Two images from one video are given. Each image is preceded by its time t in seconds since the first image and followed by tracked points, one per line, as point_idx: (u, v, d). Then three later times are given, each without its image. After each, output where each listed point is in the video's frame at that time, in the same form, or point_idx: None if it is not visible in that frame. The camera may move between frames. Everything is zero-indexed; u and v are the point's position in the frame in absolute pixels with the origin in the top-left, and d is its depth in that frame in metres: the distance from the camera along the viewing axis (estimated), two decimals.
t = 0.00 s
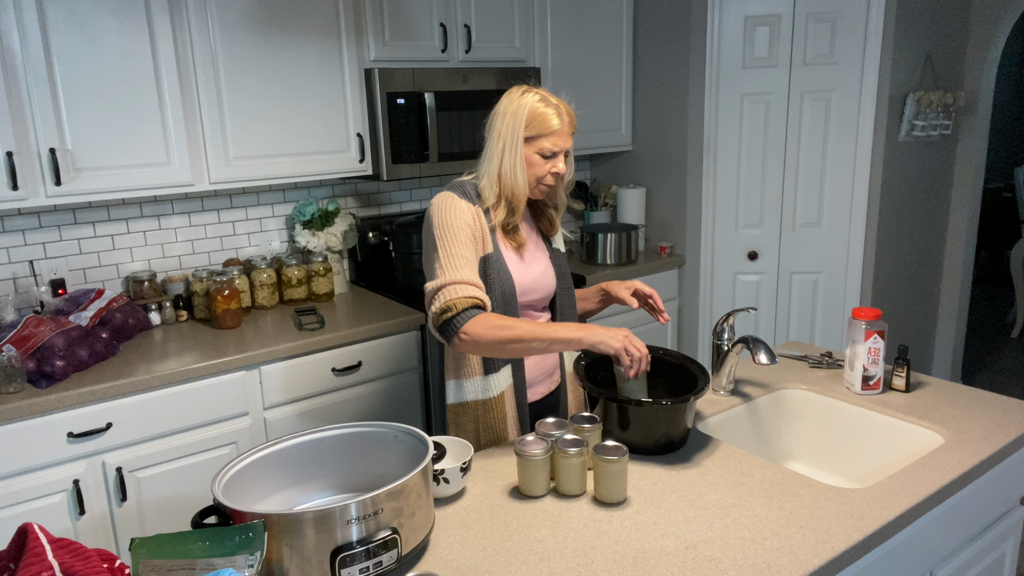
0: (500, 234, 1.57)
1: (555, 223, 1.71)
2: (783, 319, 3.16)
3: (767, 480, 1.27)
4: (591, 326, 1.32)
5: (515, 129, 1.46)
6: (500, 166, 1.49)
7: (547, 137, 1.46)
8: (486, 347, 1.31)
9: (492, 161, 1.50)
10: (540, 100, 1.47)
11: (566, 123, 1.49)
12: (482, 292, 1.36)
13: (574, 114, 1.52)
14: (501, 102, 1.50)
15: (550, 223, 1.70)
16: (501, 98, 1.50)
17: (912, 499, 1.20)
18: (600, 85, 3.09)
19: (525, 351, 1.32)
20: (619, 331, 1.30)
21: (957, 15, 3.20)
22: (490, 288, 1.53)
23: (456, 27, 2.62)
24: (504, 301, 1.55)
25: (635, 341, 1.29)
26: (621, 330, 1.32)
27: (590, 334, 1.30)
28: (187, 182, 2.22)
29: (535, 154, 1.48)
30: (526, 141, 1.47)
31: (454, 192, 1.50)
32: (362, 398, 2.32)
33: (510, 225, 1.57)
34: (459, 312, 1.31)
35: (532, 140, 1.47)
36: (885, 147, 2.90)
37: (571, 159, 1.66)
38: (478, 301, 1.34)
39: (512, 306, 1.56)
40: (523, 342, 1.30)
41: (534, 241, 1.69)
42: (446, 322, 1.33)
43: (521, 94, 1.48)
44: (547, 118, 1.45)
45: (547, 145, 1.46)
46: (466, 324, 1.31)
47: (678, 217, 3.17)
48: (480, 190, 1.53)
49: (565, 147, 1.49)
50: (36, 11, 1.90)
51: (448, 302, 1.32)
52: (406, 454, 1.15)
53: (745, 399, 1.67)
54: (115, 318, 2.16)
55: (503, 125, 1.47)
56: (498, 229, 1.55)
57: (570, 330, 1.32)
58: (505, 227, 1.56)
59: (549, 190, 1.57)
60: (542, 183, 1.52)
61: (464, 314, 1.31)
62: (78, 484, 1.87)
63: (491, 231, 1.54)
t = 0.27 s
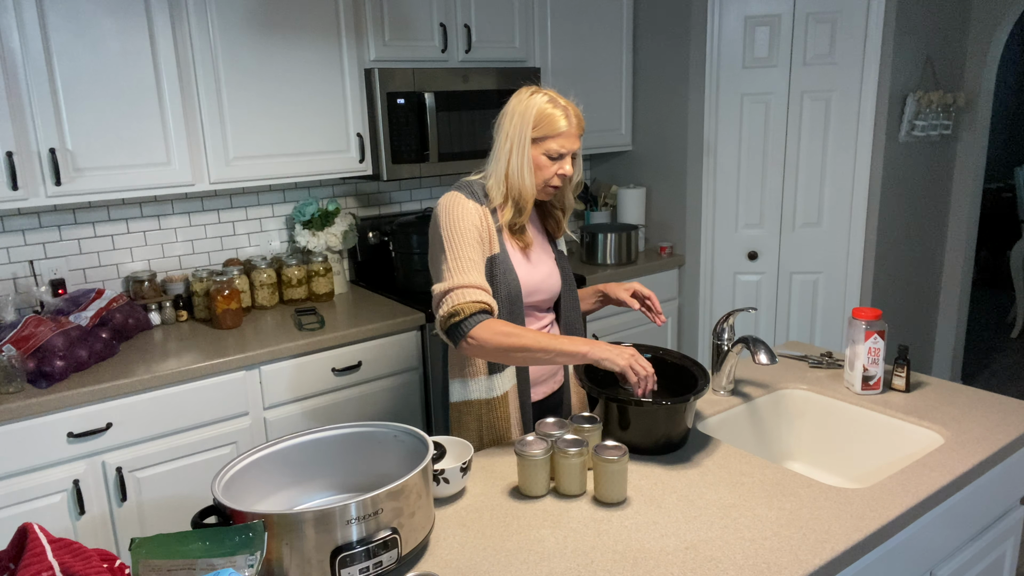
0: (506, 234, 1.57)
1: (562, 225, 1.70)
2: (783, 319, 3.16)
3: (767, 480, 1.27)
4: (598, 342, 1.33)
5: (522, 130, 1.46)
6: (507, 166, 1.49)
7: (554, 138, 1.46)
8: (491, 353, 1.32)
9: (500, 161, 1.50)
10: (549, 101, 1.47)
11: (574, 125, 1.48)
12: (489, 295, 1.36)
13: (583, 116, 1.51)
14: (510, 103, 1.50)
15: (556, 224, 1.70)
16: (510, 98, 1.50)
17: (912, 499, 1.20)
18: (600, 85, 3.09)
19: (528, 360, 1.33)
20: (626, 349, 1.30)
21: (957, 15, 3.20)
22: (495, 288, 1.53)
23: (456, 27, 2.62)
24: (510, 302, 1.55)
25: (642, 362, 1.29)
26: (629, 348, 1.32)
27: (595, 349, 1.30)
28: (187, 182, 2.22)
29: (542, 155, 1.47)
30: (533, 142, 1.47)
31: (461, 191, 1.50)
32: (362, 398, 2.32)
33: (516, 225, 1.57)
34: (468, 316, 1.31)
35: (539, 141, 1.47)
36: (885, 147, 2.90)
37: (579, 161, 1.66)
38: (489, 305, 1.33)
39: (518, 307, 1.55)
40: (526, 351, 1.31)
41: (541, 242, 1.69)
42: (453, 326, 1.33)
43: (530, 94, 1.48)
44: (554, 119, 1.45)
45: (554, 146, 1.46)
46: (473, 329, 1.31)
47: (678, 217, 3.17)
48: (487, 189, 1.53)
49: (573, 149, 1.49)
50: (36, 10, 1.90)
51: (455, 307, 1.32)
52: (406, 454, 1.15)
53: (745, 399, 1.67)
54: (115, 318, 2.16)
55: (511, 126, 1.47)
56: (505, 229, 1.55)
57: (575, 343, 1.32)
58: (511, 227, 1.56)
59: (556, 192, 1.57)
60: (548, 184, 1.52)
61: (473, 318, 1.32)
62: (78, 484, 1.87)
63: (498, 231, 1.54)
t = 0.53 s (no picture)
0: (510, 235, 1.57)
1: (566, 226, 1.70)
2: (783, 319, 3.16)
3: (767, 480, 1.27)
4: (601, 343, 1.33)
5: (526, 131, 1.46)
6: (511, 167, 1.49)
7: (558, 140, 1.46)
8: (494, 354, 1.32)
9: (504, 162, 1.50)
10: (553, 102, 1.47)
11: (579, 126, 1.48)
12: (492, 296, 1.36)
13: (587, 118, 1.51)
14: (515, 104, 1.50)
15: (561, 225, 1.70)
16: (516, 99, 1.50)
17: (912, 500, 1.20)
18: (600, 85, 3.09)
19: (530, 360, 1.33)
20: (629, 351, 1.30)
21: (957, 15, 3.20)
22: (498, 288, 1.53)
23: (455, 27, 2.62)
24: (512, 303, 1.54)
25: (645, 364, 1.29)
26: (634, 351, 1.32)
27: (598, 349, 1.30)
28: (187, 182, 2.22)
29: (546, 156, 1.47)
30: (537, 144, 1.47)
31: (465, 192, 1.50)
32: (362, 398, 2.32)
33: (520, 226, 1.56)
34: (470, 319, 1.31)
35: (543, 142, 1.46)
36: (885, 147, 2.90)
37: (584, 163, 1.65)
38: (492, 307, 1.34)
39: (520, 307, 1.55)
40: (527, 351, 1.31)
41: (545, 243, 1.68)
42: (457, 328, 1.33)
43: (535, 95, 1.48)
44: (558, 121, 1.45)
45: (557, 147, 1.46)
46: (477, 331, 1.32)
47: (678, 217, 3.17)
48: (491, 190, 1.53)
49: (576, 151, 1.49)
50: (36, 11, 1.90)
51: (459, 309, 1.32)
52: (406, 453, 1.15)
53: (745, 399, 1.67)
54: (115, 318, 2.16)
55: (516, 127, 1.47)
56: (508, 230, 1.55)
57: (578, 344, 1.32)
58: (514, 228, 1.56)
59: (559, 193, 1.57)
60: (552, 186, 1.52)
61: (475, 320, 1.32)
62: (78, 484, 1.87)
63: (502, 232, 1.54)
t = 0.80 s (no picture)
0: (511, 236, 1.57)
1: (567, 227, 1.70)
2: (783, 319, 3.16)
3: (767, 480, 1.27)
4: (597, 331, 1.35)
5: (527, 131, 1.46)
6: (512, 168, 1.49)
7: (559, 140, 1.46)
8: (493, 352, 1.32)
9: (505, 163, 1.50)
10: (554, 103, 1.47)
11: (580, 127, 1.48)
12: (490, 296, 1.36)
13: (588, 118, 1.51)
14: (516, 104, 1.50)
15: (562, 226, 1.70)
16: (517, 100, 1.50)
17: (912, 500, 1.20)
18: (600, 85, 3.09)
19: (529, 356, 1.34)
20: (626, 338, 1.33)
21: (957, 15, 3.20)
22: (499, 288, 1.53)
23: (455, 28, 2.62)
24: (514, 304, 1.54)
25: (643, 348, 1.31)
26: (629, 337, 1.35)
27: (597, 338, 1.32)
28: (187, 182, 2.22)
29: (547, 157, 1.47)
30: (538, 144, 1.47)
31: (466, 192, 1.50)
32: (362, 398, 2.32)
33: (521, 227, 1.56)
34: (467, 318, 1.32)
35: (544, 143, 1.47)
36: (885, 148, 2.91)
37: (585, 164, 1.65)
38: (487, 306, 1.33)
39: (521, 307, 1.55)
40: (527, 347, 1.32)
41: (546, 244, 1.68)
42: (453, 329, 1.34)
43: (536, 96, 1.48)
44: (559, 121, 1.45)
45: (558, 148, 1.46)
46: (472, 331, 1.32)
47: (678, 217, 3.17)
48: (492, 190, 1.53)
49: (577, 151, 1.49)
50: (36, 11, 1.90)
51: (454, 309, 1.32)
52: (406, 453, 1.15)
53: (745, 399, 1.67)
54: (115, 318, 2.16)
55: (517, 127, 1.47)
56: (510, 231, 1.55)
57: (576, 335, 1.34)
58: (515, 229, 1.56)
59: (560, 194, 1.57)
60: (553, 187, 1.52)
61: (471, 320, 1.32)
62: (78, 484, 1.87)
63: (503, 232, 1.54)
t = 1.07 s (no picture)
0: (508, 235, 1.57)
1: (565, 226, 1.70)
2: (783, 319, 3.16)
3: (767, 480, 1.27)
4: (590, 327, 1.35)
5: (524, 130, 1.46)
6: (509, 167, 1.49)
7: (556, 139, 1.45)
8: (491, 354, 1.33)
9: (501, 162, 1.50)
10: (551, 101, 1.47)
11: (577, 126, 1.48)
12: (485, 298, 1.36)
13: (586, 117, 1.51)
14: (513, 103, 1.50)
15: (560, 225, 1.70)
16: (514, 99, 1.50)
17: (912, 500, 1.20)
18: (600, 85, 3.09)
19: (525, 355, 1.35)
20: (619, 331, 1.34)
21: (957, 15, 3.20)
22: (496, 289, 1.53)
23: (455, 27, 2.62)
24: (510, 304, 1.55)
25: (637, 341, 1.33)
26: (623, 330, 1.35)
27: (591, 334, 1.33)
28: (187, 182, 2.22)
29: (544, 156, 1.47)
30: (535, 143, 1.47)
31: (463, 192, 1.50)
32: (362, 398, 2.31)
33: (518, 226, 1.56)
34: (461, 320, 1.32)
35: (541, 142, 1.46)
36: (885, 148, 2.91)
37: (583, 163, 1.65)
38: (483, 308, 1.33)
39: (517, 307, 1.55)
40: (523, 347, 1.33)
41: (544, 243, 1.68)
42: (448, 331, 1.34)
43: (533, 94, 1.48)
44: (556, 120, 1.45)
45: (555, 147, 1.46)
46: (466, 334, 1.32)
47: (678, 217, 3.17)
48: (489, 189, 1.53)
49: (574, 150, 1.48)
50: (36, 11, 1.90)
51: (448, 313, 1.32)
52: (406, 454, 1.16)
53: (745, 399, 1.67)
54: (115, 318, 2.16)
55: (514, 126, 1.47)
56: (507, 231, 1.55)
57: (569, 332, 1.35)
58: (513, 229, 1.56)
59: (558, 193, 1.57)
60: (550, 186, 1.52)
61: (466, 322, 1.32)
62: (78, 484, 1.87)
63: (500, 232, 1.54)
